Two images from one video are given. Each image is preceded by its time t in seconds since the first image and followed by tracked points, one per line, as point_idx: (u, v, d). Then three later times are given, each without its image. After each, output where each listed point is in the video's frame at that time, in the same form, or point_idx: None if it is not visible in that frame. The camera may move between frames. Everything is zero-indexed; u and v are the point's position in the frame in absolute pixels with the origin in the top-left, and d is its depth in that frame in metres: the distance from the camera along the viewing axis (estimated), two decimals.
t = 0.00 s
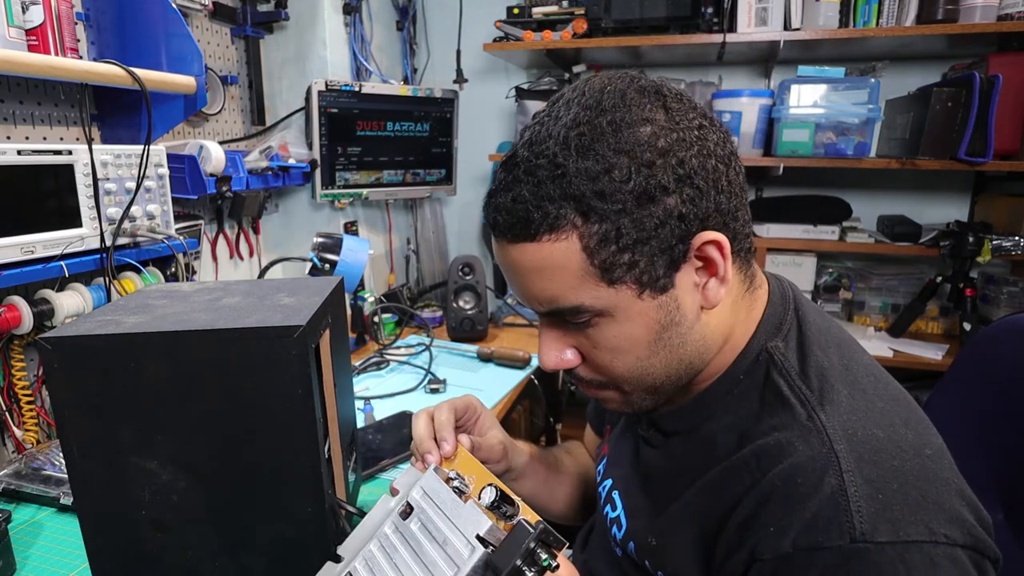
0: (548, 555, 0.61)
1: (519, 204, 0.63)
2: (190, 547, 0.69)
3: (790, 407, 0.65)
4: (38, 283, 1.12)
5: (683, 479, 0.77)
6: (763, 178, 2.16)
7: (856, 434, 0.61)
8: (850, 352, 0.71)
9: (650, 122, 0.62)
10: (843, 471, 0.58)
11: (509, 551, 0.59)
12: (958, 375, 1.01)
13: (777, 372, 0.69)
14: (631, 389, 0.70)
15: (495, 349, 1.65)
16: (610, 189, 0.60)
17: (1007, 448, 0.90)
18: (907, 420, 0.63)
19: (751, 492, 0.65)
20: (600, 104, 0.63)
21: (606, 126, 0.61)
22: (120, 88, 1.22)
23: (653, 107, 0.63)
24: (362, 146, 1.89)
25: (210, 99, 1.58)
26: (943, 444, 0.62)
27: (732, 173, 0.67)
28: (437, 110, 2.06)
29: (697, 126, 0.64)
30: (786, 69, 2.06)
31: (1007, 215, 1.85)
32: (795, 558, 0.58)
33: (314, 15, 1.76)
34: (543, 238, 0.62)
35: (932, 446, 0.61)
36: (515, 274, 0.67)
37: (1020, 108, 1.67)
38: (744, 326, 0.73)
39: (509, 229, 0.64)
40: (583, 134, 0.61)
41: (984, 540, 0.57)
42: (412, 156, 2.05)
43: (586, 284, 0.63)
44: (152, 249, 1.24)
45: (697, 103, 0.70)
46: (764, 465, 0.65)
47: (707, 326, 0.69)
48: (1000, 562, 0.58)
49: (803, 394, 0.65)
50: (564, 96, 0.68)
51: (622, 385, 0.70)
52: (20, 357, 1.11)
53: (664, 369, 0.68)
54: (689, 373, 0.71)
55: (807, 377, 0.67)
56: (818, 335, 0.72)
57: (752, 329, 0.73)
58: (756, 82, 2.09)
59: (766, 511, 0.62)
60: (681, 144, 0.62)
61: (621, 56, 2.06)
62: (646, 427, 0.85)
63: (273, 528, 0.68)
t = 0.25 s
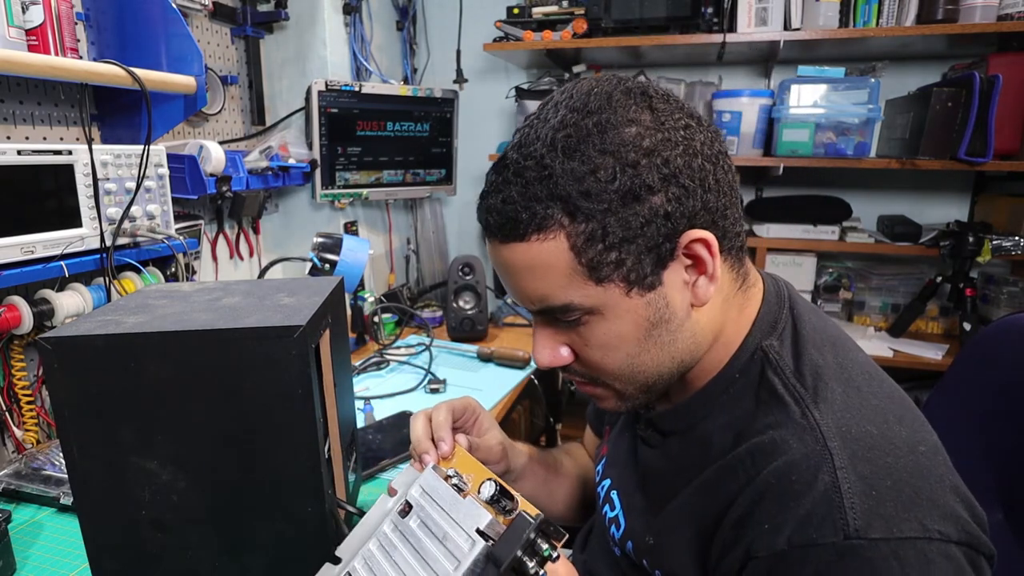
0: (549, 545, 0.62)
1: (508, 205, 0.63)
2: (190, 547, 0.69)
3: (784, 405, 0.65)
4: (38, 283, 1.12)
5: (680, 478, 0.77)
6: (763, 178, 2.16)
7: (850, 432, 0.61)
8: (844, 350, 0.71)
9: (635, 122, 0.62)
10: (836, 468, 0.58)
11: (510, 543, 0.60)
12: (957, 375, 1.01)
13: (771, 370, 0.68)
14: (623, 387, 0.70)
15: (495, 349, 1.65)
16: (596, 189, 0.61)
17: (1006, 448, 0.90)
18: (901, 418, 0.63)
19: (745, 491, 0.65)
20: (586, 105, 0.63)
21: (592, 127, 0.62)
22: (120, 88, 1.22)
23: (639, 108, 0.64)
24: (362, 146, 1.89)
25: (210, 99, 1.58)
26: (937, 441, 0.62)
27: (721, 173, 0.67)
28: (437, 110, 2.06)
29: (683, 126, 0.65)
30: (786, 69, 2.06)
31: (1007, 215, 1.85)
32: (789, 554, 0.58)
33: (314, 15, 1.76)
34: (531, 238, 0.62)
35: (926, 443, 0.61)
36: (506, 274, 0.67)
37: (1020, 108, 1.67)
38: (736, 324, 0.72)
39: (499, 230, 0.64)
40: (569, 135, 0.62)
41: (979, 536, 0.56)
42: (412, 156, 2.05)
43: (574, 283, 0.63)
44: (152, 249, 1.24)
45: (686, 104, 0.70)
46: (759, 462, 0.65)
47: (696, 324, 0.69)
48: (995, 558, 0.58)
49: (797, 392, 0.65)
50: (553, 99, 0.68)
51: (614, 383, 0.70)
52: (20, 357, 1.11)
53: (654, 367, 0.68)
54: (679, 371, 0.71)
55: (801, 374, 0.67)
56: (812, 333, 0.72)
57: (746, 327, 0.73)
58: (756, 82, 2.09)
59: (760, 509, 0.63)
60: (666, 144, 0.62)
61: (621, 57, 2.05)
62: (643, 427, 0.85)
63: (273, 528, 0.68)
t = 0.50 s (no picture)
0: (532, 508, 0.62)
1: (503, 214, 0.63)
2: (190, 547, 0.69)
3: (782, 402, 0.65)
4: (38, 283, 1.12)
5: (679, 476, 0.77)
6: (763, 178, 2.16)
7: (847, 428, 0.61)
8: (842, 347, 0.71)
9: (628, 128, 0.62)
10: (833, 463, 0.58)
11: (493, 513, 0.59)
12: (957, 374, 1.01)
13: (770, 369, 0.69)
14: (622, 389, 0.71)
15: (495, 349, 1.65)
16: (591, 196, 0.60)
17: (1006, 447, 0.90)
18: (899, 414, 0.64)
19: (742, 485, 0.65)
20: (579, 113, 0.63)
21: (584, 134, 0.62)
22: (120, 88, 1.22)
23: (631, 113, 0.63)
24: (362, 146, 1.89)
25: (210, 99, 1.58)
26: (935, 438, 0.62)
27: (715, 175, 0.67)
28: (437, 110, 2.06)
29: (678, 130, 0.64)
30: (786, 69, 2.06)
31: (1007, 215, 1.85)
32: (784, 547, 0.58)
33: (314, 15, 1.76)
34: (527, 246, 0.63)
35: (924, 440, 0.61)
36: (504, 281, 0.67)
37: (1020, 108, 1.67)
38: (734, 324, 0.72)
39: (495, 238, 0.64)
40: (562, 143, 0.62)
41: (975, 534, 0.56)
42: (412, 156, 2.05)
43: (571, 289, 0.63)
44: (152, 249, 1.24)
45: (680, 106, 0.69)
46: (756, 457, 0.65)
47: (693, 328, 0.69)
48: (990, 555, 0.57)
49: (795, 389, 0.66)
50: (547, 105, 0.68)
51: (613, 386, 0.70)
52: (20, 357, 1.11)
53: (652, 370, 0.68)
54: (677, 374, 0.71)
55: (800, 372, 0.67)
56: (810, 332, 0.72)
57: (745, 326, 0.73)
58: (755, 82, 2.09)
59: (757, 502, 0.63)
60: (660, 150, 0.62)
61: (621, 57, 2.05)
62: (643, 426, 0.85)
63: (273, 528, 0.68)
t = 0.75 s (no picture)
0: (525, 481, 0.61)
1: (505, 224, 0.63)
2: (191, 546, 0.69)
3: (784, 401, 0.65)
4: (38, 283, 1.12)
5: (679, 475, 0.77)
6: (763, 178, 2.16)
7: (849, 425, 0.61)
8: (842, 345, 0.72)
9: (629, 136, 0.61)
10: (833, 459, 0.58)
11: (486, 490, 0.59)
12: (958, 374, 1.01)
13: (771, 368, 0.69)
14: (624, 392, 0.71)
15: (495, 349, 1.65)
16: (592, 206, 0.60)
17: (1006, 446, 0.90)
18: (900, 412, 0.63)
19: (742, 481, 0.65)
20: (579, 120, 0.62)
21: (585, 143, 0.61)
22: (120, 88, 1.22)
23: (632, 119, 0.63)
24: (362, 146, 1.89)
25: (210, 99, 1.58)
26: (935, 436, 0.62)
27: (717, 179, 0.66)
28: (437, 110, 2.06)
29: (679, 135, 0.64)
30: (786, 69, 2.06)
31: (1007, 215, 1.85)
32: (782, 543, 0.58)
33: (314, 15, 1.76)
34: (529, 256, 0.63)
35: (924, 437, 0.61)
36: (507, 288, 0.67)
37: (1019, 109, 1.67)
38: (736, 326, 0.72)
39: (497, 248, 0.64)
40: (563, 152, 0.61)
41: (974, 532, 0.56)
42: (412, 156, 2.05)
43: (574, 298, 0.63)
44: (152, 249, 1.24)
45: (680, 108, 0.69)
46: (756, 454, 0.65)
47: (694, 334, 0.68)
48: (990, 555, 0.57)
49: (796, 387, 0.65)
50: (546, 110, 0.67)
51: (616, 390, 0.71)
52: (20, 357, 1.11)
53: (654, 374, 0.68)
54: (679, 377, 0.71)
55: (800, 371, 0.67)
56: (811, 331, 0.72)
57: (746, 325, 0.73)
58: (755, 82, 2.09)
59: (756, 497, 0.63)
60: (661, 157, 0.61)
61: (621, 57, 2.05)
62: (644, 425, 0.85)
63: (272, 528, 0.68)
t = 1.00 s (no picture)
0: (521, 464, 0.63)
1: (511, 233, 0.63)
2: (191, 547, 0.69)
3: (788, 402, 0.65)
4: (37, 283, 1.12)
5: (680, 475, 0.77)
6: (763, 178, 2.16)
7: (853, 426, 0.61)
8: (845, 345, 0.71)
9: (638, 144, 0.61)
10: (835, 460, 0.58)
11: (482, 475, 0.60)
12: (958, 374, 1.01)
13: (774, 369, 0.69)
14: (629, 397, 0.71)
15: (495, 349, 1.65)
16: (601, 217, 0.60)
17: (1006, 447, 0.90)
18: (903, 413, 0.63)
19: (744, 480, 0.66)
20: (586, 127, 0.62)
21: (593, 151, 0.60)
22: (120, 88, 1.22)
23: (640, 126, 0.62)
24: (362, 146, 1.89)
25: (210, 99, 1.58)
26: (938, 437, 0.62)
27: (724, 185, 0.66)
28: (437, 110, 2.06)
29: (688, 142, 0.63)
30: (786, 69, 2.06)
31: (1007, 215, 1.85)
32: (782, 541, 0.58)
33: (314, 15, 1.76)
34: (536, 266, 0.63)
35: (926, 438, 0.61)
36: (512, 295, 0.67)
37: (1019, 109, 1.67)
38: (741, 329, 0.72)
39: (503, 256, 0.64)
40: (570, 161, 0.61)
41: (976, 534, 0.56)
42: (412, 156, 2.05)
43: (581, 308, 0.63)
44: (152, 249, 1.24)
45: (686, 110, 0.68)
46: (758, 453, 0.65)
47: (701, 341, 0.68)
48: (992, 557, 0.57)
49: (800, 388, 0.65)
50: (551, 114, 0.66)
51: (621, 395, 0.71)
52: (20, 357, 1.11)
53: (659, 380, 0.69)
54: (684, 381, 0.71)
55: (804, 371, 0.67)
56: (814, 331, 0.72)
57: (751, 328, 0.73)
58: (756, 82, 2.09)
59: (757, 497, 0.63)
60: (670, 165, 0.61)
61: (621, 57, 2.05)
62: (645, 425, 0.85)
63: (272, 528, 0.68)
